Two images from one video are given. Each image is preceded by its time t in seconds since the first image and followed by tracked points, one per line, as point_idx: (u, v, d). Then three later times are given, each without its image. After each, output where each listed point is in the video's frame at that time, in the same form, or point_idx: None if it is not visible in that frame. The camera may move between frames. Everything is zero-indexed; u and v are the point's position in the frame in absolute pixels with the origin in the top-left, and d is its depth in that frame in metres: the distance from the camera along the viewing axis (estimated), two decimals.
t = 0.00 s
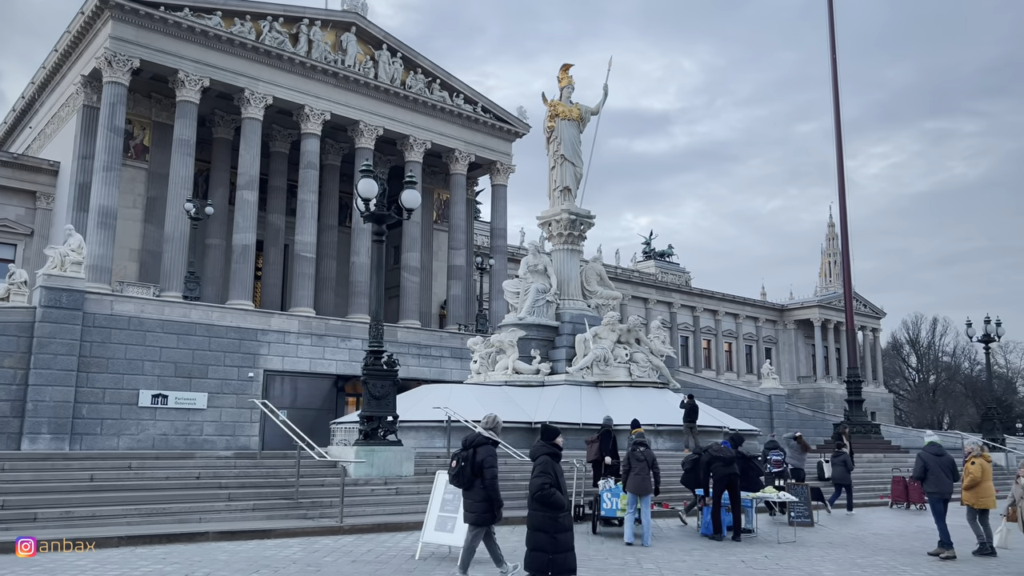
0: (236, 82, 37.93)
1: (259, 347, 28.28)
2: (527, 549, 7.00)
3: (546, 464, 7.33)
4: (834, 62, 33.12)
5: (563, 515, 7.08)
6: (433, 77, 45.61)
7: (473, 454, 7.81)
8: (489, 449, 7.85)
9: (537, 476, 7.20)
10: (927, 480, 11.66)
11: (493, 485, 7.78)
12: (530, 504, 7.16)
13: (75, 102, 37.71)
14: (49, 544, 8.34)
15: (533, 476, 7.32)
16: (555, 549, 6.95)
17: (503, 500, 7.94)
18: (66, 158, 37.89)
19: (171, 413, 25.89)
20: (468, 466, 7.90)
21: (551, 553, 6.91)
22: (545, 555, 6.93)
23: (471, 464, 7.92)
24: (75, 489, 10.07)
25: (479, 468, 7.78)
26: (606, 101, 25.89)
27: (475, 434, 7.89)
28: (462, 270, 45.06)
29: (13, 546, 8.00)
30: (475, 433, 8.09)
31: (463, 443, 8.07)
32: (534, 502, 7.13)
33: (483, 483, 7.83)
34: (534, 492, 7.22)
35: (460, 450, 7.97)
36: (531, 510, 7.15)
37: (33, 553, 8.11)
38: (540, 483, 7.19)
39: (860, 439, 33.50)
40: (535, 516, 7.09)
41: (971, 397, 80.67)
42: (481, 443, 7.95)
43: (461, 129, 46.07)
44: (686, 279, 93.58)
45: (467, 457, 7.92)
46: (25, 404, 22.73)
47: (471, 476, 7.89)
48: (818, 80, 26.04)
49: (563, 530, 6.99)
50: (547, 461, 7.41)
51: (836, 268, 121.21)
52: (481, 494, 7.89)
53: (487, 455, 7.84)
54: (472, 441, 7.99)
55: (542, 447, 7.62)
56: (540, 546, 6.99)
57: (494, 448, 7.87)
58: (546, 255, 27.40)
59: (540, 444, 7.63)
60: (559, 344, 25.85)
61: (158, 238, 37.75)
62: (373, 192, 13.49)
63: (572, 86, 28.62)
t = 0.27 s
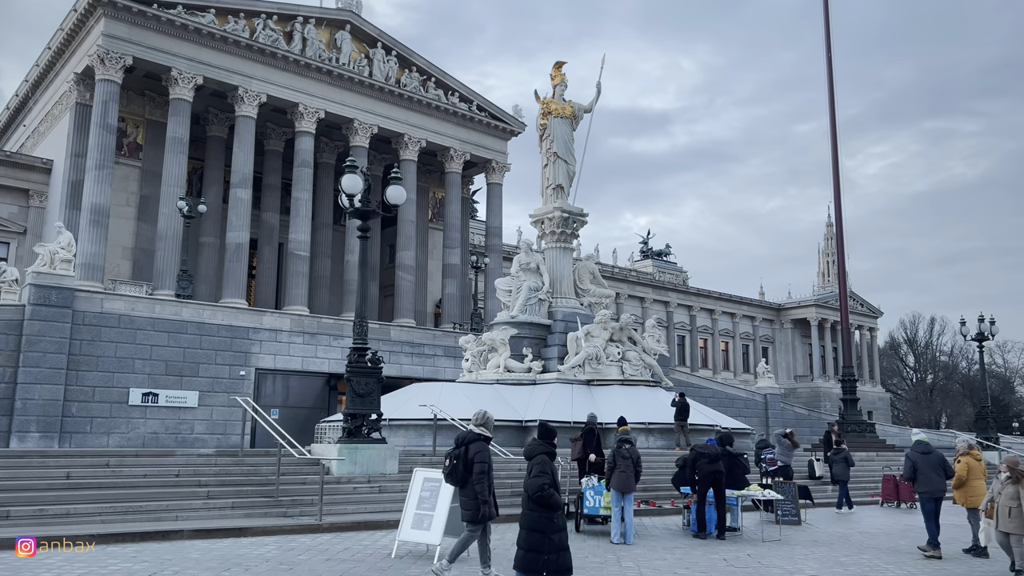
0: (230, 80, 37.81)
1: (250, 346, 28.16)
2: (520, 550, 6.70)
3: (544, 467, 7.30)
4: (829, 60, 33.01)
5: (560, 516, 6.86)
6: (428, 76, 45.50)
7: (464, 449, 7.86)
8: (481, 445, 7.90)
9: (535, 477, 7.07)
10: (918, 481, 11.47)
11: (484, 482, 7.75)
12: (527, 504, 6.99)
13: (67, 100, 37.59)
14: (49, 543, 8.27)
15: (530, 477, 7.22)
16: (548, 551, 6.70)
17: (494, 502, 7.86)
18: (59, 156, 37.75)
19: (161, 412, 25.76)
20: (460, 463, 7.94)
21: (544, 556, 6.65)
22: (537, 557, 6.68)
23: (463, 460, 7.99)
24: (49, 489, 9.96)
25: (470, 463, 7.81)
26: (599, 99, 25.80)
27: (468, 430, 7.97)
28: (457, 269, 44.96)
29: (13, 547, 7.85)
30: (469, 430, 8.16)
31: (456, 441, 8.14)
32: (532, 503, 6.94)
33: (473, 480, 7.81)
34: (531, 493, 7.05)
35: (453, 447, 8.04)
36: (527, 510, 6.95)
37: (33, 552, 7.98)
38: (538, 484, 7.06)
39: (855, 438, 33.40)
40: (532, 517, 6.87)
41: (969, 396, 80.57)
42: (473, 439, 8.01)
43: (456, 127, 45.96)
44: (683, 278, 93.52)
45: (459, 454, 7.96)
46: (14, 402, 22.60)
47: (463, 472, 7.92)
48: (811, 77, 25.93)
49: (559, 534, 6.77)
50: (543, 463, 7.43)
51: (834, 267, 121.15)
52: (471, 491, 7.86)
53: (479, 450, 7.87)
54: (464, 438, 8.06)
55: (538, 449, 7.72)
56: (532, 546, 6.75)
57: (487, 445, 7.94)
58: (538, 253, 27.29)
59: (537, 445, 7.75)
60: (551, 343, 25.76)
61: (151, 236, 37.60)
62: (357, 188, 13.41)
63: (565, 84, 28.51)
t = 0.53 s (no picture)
0: (224, 78, 37.67)
1: (242, 346, 28.02)
2: (524, 557, 6.64)
3: (549, 470, 7.05)
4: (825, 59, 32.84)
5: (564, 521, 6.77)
6: (423, 74, 45.36)
7: (455, 449, 7.85)
8: (474, 445, 7.88)
9: (541, 480, 6.87)
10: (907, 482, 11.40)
11: (476, 482, 7.75)
12: (530, 509, 6.85)
13: (61, 98, 37.44)
14: (49, 544, 8.31)
15: (535, 481, 6.97)
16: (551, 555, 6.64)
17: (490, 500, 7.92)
18: (52, 155, 37.60)
19: (152, 412, 25.61)
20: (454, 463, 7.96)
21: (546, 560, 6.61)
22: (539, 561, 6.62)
23: (456, 459, 8.01)
24: (26, 490, 9.85)
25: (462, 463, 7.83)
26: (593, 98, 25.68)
27: (460, 430, 7.95)
28: (453, 268, 44.81)
29: (13, 547, 7.91)
30: (462, 429, 8.10)
31: (451, 440, 8.14)
32: (537, 507, 6.80)
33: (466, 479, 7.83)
34: (535, 496, 6.91)
35: (446, 446, 8.04)
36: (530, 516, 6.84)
37: (33, 552, 8.02)
38: (546, 487, 6.84)
39: (851, 438, 33.24)
40: (536, 521, 6.76)
41: (967, 396, 80.42)
42: (467, 438, 7.98)
43: (452, 126, 45.83)
44: (681, 278, 93.39)
45: (453, 453, 7.98)
46: (3, 402, 22.46)
47: (456, 472, 7.93)
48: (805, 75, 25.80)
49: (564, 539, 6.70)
50: (549, 465, 7.17)
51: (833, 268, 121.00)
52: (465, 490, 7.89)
53: (472, 449, 7.88)
54: (457, 437, 8.05)
55: (542, 452, 7.44)
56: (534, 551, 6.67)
57: (480, 445, 7.88)
58: (532, 252, 27.14)
59: (540, 447, 7.47)
60: (544, 342, 25.63)
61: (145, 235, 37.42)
62: (342, 186, 13.19)
63: (559, 82, 28.38)
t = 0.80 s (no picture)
0: (218, 75, 37.53)
1: (235, 343, 27.89)
2: (530, 549, 6.66)
3: (551, 464, 7.10)
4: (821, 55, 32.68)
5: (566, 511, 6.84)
6: (419, 71, 45.22)
7: (457, 448, 7.79)
8: (474, 444, 7.82)
9: (545, 472, 6.95)
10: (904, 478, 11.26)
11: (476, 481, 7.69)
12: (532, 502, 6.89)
13: (55, 95, 37.29)
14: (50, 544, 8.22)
15: (538, 475, 7.02)
16: (556, 548, 6.65)
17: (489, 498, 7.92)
18: (45, 152, 37.45)
19: (144, 409, 25.49)
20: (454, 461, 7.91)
21: (549, 552, 6.61)
22: (544, 554, 6.62)
23: (456, 458, 7.95)
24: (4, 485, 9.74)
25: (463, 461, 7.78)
26: (586, 94, 25.55)
27: (461, 428, 7.91)
28: (448, 266, 44.67)
29: (14, 547, 7.82)
30: (462, 428, 8.05)
31: (449, 439, 8.10)
32: (540, 501, 6.84)
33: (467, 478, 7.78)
34: (538, 490, 6.96)
35: (446, 445, 7.99)
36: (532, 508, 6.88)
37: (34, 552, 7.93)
38: (550, 479, 6.93)
39: (847, 437, 33.11)
40: (539, 514, 6.79)
41: (965, 394, 80.25)
42: (467, 438, 7.94)
43: (448, 123, 45.70)
44: (679, 277, 93.25)
45: (452, 452, 7.92)
46: None
47: (455, 472, 7.89)
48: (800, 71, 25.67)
49: (569, 531, 6.73)
50: (550, 459, 7.24)
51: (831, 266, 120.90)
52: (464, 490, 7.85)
53: (472, 448, 7.82)
54: (457, 436, 8.01)
55: (542, 447, 7.50)
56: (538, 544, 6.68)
57: (480, 443, 7.84)
58: (526, 249, 27.02)
59: (540, 441, 7.54)
60: (538, 339, 25.51)
61: (139, 232, 37.28)
62: (328, 178, 13.13)
63: (553, 78, 28.25)
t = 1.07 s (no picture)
0: (212, 71, 37.31)
1: (227, 340, 27.71)
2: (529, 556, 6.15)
3: (556, 467, 6.53)
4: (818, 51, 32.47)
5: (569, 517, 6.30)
6: (415, 68, 45.00)
7: (460, 447, 7.65)
8: (478, 442, 7.65)
9: (549, 475, 6.40)
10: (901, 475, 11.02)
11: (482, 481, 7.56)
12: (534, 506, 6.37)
13: (48, 91, 37.09)
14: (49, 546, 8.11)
15: (543, 479, 6.45)
16: (556, 556, 6.13)
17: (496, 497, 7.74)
18: (38, 149, 37.27)
19: (135, 407, 25.33)
20: (458, 461, 7.78)
21: (549, 559, 6.11)
22: (543, 562, 6.12)
23: (461, 458, 7.83)
24: None
25: (467, 460, 7.65)
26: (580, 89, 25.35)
27: (463, 427, 7.77)
28: (444, 263, 44.48)
29: (13, 547, 7.73)
30: (467, 426, 7.90)
31: (455, 437, 7.96)
32: (544, 505, 6.29)
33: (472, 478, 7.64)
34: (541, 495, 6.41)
35: (450, 444, 7.86)
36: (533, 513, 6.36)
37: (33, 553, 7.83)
38: (554, 483, 6.36)
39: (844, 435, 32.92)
40: (541, 519, 6.26)
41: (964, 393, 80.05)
42: (470, 435, 7.78)
43: (444, 120, 45.49)
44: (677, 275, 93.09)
45: (456, 451, 7.80)
46: None
47: (460, 470, 7.76)
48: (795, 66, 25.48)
49: (573, 538, 6.20)
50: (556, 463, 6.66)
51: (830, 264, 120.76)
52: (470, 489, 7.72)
53: (477, 447, 7.67)
54: (461, 434, 7.87)
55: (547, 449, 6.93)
56: (538, 551, 6.17)
57: (484, 442, 7.67)
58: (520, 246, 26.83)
59: (544, 445, 6.96)
60: (531, 337, 25.33)
61: (132, 229, 37.10)
62: (314, 173, 12.95)
63: (548, 74, 28.06)
